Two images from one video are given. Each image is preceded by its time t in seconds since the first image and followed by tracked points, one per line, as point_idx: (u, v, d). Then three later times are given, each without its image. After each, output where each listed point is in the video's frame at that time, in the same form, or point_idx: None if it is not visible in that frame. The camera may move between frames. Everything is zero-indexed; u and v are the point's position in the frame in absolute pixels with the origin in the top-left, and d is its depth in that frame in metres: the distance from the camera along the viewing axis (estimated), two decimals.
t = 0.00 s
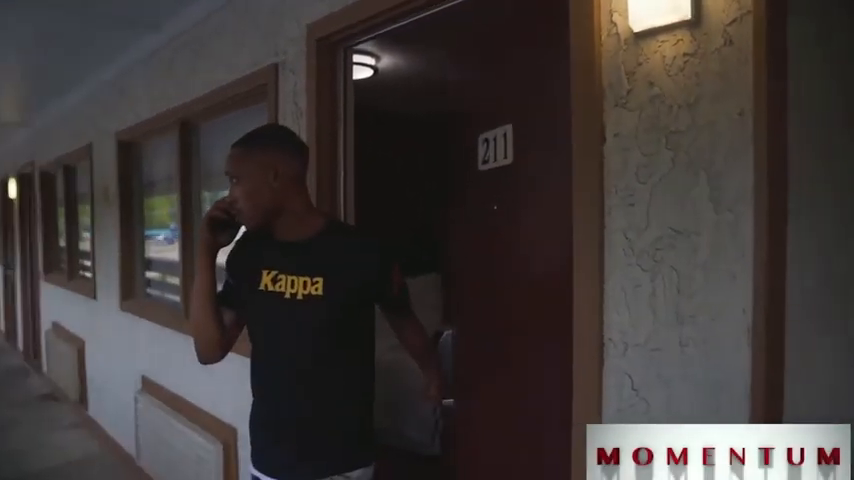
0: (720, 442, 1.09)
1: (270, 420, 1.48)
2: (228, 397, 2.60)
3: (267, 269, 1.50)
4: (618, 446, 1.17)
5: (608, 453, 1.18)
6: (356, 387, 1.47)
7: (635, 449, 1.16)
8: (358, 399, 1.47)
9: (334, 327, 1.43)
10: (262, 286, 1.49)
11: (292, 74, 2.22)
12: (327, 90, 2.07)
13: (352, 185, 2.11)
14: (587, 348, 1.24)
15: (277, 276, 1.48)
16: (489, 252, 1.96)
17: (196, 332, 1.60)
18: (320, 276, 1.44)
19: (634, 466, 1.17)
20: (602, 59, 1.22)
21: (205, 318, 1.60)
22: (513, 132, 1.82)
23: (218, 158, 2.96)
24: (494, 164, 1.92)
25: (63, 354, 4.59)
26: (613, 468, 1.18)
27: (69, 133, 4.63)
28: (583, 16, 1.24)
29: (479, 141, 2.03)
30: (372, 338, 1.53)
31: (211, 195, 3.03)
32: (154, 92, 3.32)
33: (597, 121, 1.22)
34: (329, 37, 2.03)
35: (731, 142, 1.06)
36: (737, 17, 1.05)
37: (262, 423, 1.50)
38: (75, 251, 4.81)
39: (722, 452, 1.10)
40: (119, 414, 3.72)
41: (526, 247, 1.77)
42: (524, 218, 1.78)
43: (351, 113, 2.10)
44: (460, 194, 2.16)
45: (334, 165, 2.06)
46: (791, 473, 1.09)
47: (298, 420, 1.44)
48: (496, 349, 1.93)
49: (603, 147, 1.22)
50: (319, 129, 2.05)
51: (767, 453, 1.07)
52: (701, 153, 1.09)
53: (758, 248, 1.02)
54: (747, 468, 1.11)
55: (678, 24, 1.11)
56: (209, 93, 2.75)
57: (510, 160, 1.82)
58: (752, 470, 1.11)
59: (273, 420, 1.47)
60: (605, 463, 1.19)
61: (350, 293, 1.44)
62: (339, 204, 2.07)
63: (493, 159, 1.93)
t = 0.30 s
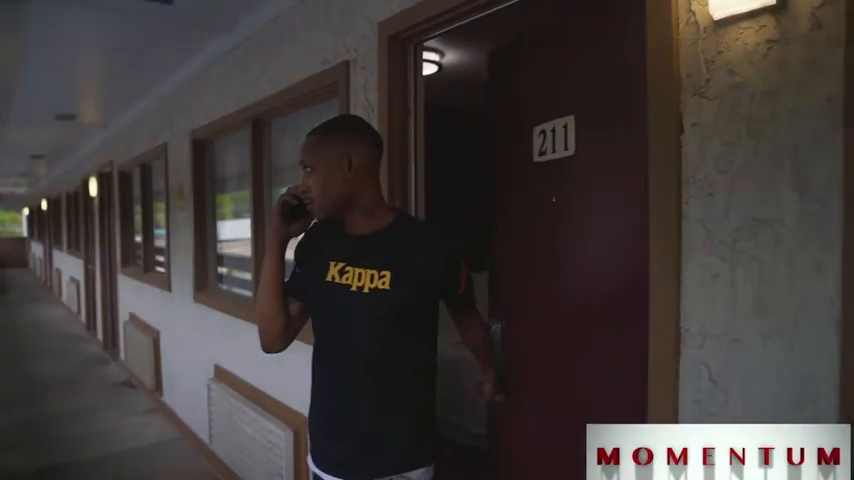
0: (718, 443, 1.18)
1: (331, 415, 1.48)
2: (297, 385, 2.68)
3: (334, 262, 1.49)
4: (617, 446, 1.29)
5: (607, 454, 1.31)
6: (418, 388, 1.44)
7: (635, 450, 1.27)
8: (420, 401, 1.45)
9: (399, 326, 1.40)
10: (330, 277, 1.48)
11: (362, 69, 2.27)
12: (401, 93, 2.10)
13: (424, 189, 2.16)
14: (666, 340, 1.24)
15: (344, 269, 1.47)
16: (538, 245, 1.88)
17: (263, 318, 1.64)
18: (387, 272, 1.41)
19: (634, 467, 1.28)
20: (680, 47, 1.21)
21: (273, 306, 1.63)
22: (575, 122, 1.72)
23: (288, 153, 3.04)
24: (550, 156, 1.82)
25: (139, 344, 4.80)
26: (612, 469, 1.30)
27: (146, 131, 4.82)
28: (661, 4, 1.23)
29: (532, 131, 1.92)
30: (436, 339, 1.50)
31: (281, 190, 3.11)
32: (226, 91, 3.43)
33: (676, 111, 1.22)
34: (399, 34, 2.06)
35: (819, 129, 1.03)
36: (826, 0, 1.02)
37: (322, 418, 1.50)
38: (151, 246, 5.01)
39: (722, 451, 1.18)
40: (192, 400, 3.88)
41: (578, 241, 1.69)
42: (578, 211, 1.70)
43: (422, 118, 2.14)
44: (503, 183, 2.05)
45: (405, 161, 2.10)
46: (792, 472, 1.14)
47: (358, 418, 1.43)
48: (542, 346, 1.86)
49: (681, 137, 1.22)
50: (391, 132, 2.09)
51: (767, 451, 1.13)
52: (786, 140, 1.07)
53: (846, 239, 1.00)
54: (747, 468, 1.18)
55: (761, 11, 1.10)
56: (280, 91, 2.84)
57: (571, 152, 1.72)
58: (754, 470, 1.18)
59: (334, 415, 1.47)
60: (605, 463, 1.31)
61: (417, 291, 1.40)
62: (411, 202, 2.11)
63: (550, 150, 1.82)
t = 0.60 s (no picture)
0: (718, 443, 1.27)
1: (392, 414, 1.48)
2: (361, 379, 2.73)
3: (398, 257, 1.48)
4: (618, 446, 1.38)
5: (608, 454, 1.40)
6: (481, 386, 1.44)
7: (637, 450, 1.36)
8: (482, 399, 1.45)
9: (463, 324, 1.40)
10: (393, 272, 1.46)
11: (427, 66, 2.29)
12: (465, 91, 2.12)
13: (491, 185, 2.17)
14: (739, 338, 1.23)
15: (408, 264, 1.45)
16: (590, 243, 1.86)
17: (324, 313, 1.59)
18: (453, 269, 1.40)
19: (636, 467, 1.36)
20: (760, 34, 1.18)
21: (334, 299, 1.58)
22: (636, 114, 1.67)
23: (352, 152, 3.09)
24: (607, 149, 1.76)
25: (206, 337, 4.94)
26: (615, 468, 1.39)
27: (212, 132, 4.96)
28: None
29: (587, 124, 1.87)
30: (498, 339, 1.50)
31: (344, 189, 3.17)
32: (291, 91, 3.50)
33: (755, 100, 1.19)
34: (464, 30, 2.07)
35: None
36: None
37: (383, 417, 1.50)
38: (216, 243, 5.15)
39: (722, 451, 1.27)
40: (257, 393, 3.98)
41: (636, 241, 1.67)
42: (636, 210, 1.67)
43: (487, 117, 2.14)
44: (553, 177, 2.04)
45: (471, 157, 2.12)
46: (792, 471, 1.22)
47: (422, 418, 1.43)
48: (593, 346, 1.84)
49: (760, 127, 1.19)
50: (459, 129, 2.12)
51: (767, 452, 1.21)
52: None
53: None
54: (748, 468, 1.26)
55: None
56: (346, 90, 2.89)
57: (632, 145, 1.67)
58: (755, 469, 1.25)
59: (395, 415, 1.47)
60: (607, 463, 1.40)
61: (482, 288, 1.40)
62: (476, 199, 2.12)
63: (607, 143, 1.76)
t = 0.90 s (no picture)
0: (719, 443, 1.30)
1: (464, 411, 1.42)
2: (428, 373, 2.77)
3: (471, 252, 1.44)
4: (619, 446, 1.35)
5: (608, 453, 1.35)
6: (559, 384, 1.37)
7: (637, 450, 1.34)
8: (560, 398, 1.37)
9: (539, 321, 1.33)
10: (466, 268, 1.43)
11: (498, 61, 2.30)
12: (534, 86, 2.11)
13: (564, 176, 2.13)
14: (836, 342, 1.25)
15: (481, 260, 1.42)
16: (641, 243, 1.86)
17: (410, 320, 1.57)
18: (527, 265, 1.35)
19: (635, 467, 1.35)
20: None
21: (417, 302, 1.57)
22: (709, 104, 1.63)
23: (420, 149, 3.12)
24: (673, 142, 1.73)
25: (274, 331, 5.08)
26: (614, 469, 1.36)
27: (281, 132, 5.09)
28: None
29: (648, 117, 1.82)
30: (576, 339, 1.42)
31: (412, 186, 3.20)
32: (360, 90, 3.56)
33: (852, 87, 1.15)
34: (536, 24, 2.05)
35: None
36: None
37: (455, 414, 1.44)
38: (285, 239, 5.29)
39: (722, 451, 1.30)
40: (325, 386, 4.07)
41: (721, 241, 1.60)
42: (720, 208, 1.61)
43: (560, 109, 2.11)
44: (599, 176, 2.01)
45: (544, 153, 2.10)
46: (791, 471, 1.25)
47: (496, 416, 1.36)
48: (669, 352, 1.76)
49: None
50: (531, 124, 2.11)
51: (769, 453, 1.27)
52: None
53: None
54: (748, 467, 1.29)
55: None
56: (415, 87, 2.91)
57: (703, 136, 1.64)
58: (755, 468, 1.28)
59: (467, 412, 1.41)
60: (607, 463, 1.36)
61: (558, 284, 1.33)
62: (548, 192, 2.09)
63: (673, 135, 1.73)
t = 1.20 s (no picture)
0: (720, 444, 1.29)
1: (536, 408, 1.37)
2: (496, 370, 2.76)
3: (544, 249, 1.42)
4: (616, 447, 1.27)
5: (607, 453, 1.27)
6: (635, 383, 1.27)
7: (635, 450, 1.29)
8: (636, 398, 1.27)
9: (612, 317, 1.26)
10: (539, 264, 1.41)
11: (570, 55, 2.26)
12: (610, 87, 2.07)
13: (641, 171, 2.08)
14: None
15: (554, 256, 1.39)
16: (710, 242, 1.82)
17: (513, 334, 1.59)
18: (601, 259, 1.29)
19: (632, 465, 1.30)
20: None
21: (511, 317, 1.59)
22: (786, 91, 1.57)
23: (487, 146, 3.11)
24: (747, 132, 1.67)
25: (340, 328, 5.17)
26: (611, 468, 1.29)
27: (347, 130, 5.16)
28: None
29: (718, 106, 1.76)
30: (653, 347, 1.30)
31: (479, 183, 3.20)
32: (426, 87, 3.57)
33: None
34: (610, 16, 2.02)
35: None
36: None
37: (528, 411, 1.39)
38: (350, 236, 5.36)
39: (722, 452, 1.29)
40: (390, 382, 4.11)
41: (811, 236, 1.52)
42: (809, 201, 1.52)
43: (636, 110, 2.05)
44: (659, 180, 1.97)
45: (619, 147, 2.05)
46: (790, 470, 1.29)
47: (568, 414, 1.30)
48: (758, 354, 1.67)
49: None
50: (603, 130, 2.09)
51: (769, 454, 1.29)
52: None
53: None
54: (749, 466, 1.30)
55: None
56: (484, 84, 2.90)
57: (779, 127, 1.59)
58: (756, 468, 1.30)
59: (540, 409, 1.36)
60: (604, 462, 1.28)
61: (633, 276, 1.25)
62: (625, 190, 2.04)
63: (746, 125, 1.67)
